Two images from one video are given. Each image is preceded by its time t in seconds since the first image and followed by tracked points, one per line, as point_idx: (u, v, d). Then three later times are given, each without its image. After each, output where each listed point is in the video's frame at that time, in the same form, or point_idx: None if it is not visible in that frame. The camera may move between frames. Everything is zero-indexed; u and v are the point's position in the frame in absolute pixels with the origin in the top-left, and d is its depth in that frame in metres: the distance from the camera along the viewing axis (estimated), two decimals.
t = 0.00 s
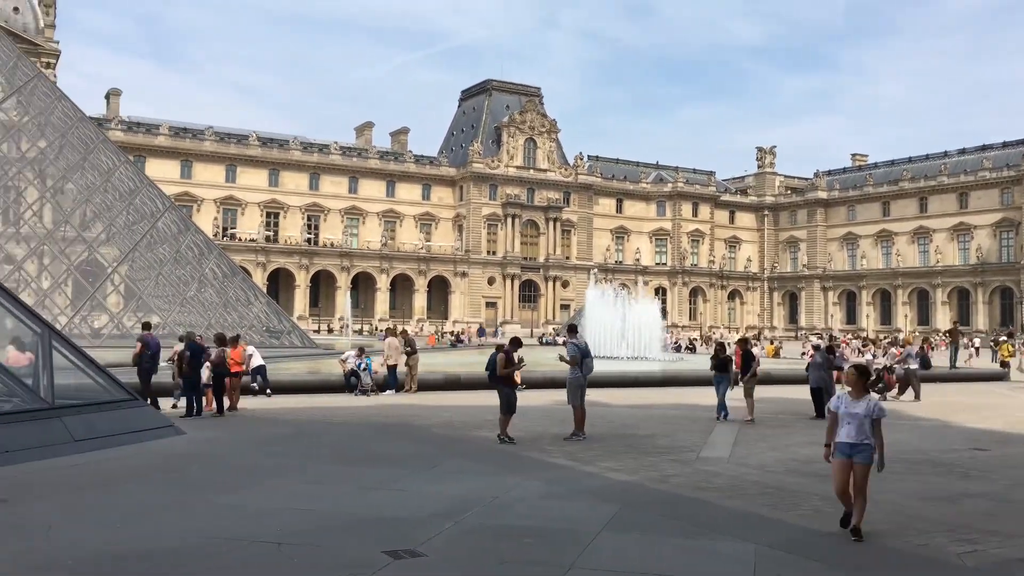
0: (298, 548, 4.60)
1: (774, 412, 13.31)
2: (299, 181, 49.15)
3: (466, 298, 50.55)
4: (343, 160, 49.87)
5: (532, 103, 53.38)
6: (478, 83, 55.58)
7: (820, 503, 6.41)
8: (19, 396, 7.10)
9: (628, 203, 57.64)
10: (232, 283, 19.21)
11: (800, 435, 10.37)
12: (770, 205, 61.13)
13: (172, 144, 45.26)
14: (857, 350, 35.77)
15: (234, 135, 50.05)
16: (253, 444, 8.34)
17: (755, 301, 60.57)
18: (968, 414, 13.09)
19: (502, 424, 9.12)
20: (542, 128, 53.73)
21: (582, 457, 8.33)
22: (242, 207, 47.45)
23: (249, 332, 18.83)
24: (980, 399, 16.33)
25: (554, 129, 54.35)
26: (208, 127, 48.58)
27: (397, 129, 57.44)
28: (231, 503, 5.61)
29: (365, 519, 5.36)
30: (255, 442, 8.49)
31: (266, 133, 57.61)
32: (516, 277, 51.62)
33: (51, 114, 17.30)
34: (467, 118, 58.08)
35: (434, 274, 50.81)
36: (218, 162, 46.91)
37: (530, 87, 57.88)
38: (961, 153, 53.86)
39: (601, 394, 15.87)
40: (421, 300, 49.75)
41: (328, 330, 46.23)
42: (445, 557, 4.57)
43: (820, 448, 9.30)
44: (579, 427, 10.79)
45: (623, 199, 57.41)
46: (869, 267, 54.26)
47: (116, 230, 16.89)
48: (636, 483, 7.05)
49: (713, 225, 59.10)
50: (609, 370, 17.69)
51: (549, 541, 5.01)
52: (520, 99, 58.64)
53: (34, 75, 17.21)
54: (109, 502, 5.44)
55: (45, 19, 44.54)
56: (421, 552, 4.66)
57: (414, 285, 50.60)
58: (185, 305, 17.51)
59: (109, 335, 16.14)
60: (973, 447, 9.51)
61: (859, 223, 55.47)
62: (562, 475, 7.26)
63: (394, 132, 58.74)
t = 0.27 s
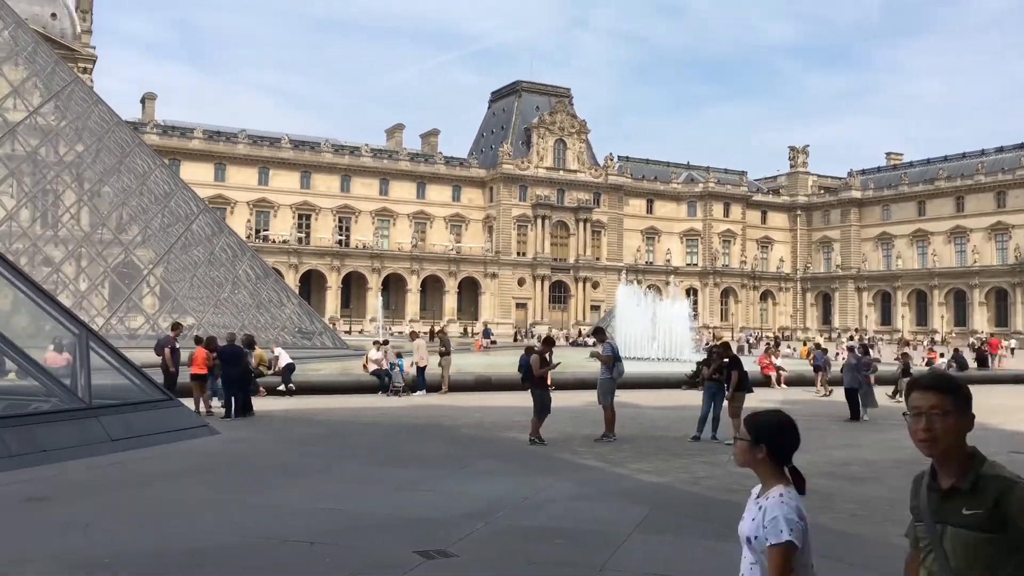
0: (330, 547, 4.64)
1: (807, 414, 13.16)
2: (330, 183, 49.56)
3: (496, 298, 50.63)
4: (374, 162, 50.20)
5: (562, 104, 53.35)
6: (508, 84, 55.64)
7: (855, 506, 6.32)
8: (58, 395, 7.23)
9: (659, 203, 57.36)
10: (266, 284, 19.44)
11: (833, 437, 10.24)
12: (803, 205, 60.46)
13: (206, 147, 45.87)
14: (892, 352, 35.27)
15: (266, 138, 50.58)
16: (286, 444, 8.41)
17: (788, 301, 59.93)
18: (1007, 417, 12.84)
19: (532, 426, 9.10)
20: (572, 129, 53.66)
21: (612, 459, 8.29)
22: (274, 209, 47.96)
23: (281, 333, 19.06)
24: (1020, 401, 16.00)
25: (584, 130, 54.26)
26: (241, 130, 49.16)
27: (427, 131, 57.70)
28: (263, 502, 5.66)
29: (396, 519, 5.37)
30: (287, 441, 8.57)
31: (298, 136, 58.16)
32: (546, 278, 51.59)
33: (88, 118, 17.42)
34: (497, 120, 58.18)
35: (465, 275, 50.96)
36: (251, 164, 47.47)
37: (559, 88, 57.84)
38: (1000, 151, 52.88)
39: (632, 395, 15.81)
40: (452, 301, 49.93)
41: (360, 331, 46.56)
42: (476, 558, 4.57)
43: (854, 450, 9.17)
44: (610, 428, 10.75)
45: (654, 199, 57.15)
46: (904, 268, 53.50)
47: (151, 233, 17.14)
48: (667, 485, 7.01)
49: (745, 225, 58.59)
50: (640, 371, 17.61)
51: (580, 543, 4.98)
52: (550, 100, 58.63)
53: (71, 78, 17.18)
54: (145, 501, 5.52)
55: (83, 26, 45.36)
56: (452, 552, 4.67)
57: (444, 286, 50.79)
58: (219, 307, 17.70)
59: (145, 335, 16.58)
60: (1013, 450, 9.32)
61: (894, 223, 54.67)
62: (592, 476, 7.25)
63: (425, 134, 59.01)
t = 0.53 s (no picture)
0: (360, 547, 4.66)
1: (841, 415, 13.00)
2: (361, 184, 49.89)
3: (526, 299, 50.62)
4: (404, 163, 50.44)
5: (592, 104, 53.23)
6: (537, 85, 55.62)
7: (891, 509, 6.22)
8: (95, 395, 7.34)
9: (690, 203, 56.99)
10: (297, 285, 19.62)
11: (868, 439, 10.09)
12: (836, 204, 59.71)
13: (238, 150, 46.40)
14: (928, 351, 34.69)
15: (298, 140, 51.05)
16: (316, 442, 8.47)
17: (821, 302, 59.21)
18: None
19: (563, 427, 9.10)
20: (601, 129, 53.50)
21: (643, 460, 8.23)
22: (306, 210, 48.37)
23: (312, 333, 19.23)
24: None
25: (613, 130, 54.08)
26: (273, 132, 49.67)
27: (457, 132, 57.86)
28: (294, 502, 5.71)
29: (426, 519, 5.40)
30: (318, 440, 8.63)
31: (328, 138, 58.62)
32: (576, 278, 51.47)
33: (123, 122, 17.83)
34: (527, 120, 58.18)
35: (495, 276, 51.03)
36: (283, 166, 47.93)
37: (589, 88, 57.69)
38: None
39: (662, 396, 15.73)
40: (482, 301, 50.03)
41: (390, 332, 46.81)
42: (504, 559, 4.57)
43: (889, 452, 9.04)
44: (640, 428, 10.69)
45: (684, 199, 56.80)
46: (940, 267, 52.68)
47: (185, 234, 17.34)
48: (698, 486, 6.96)
49: (777, 225, 57.99)
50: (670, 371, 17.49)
51: (610, 544, 4.96)
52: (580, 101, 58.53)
53: (108, 84, 17.82)
54: (179, 500, 5.59)
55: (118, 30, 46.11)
56: (482, 552, 4.68)
57: (474, 286, 50.88)
58: (252, 306, 17.97)
59: (180, 336, 16.65)
60: None
61: (930, 222, 53.84)
62: (621, 477, 7.21)
63: (455, 135, 59.16)
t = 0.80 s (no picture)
0: (392, 546, 4.69)
1: (874, 417, 12.82)
2: (391, 186, 50.16)
3: (555, 300, 50.58)
4: (433, 164, 50.65)
5: (621, 105, 53.08)
6: (566, 85, 55.57)
7: (925, 513, 6.12)
8: (130, 395, 7.44)
9: (720, 204, 56.56)
10: (328, 286, 19.78)
11: (902, 442, 9.95)
12: (870, 204, 58.97)
13: (269, 152, 46.87)
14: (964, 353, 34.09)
15: (328, 142, 51.47)
16: (348, 442, 8.55)
17: (854, 303, 58.45)
18: None
19: (592, 427, 9.06)
20: (631, 129, 53.31)
21: (672, 462, 8.18)
22: (336, 212, 48.73)
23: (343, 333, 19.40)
24: None
25: (643, 130, 53.85)
26: (304, 135, 50.10)
27: (486, 133, 58.00)
28: (324, 502, 5.75)
29: (455, 519, 5.42)
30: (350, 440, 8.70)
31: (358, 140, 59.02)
32: (605, 279, 51.33)
33: (157, 125, 18.02)
34: (555, 121, 58.15)
35: (524, 277, 51.04)
36: (314, 168, 48.35)
37: (618, 88, 57.54)
38: None
39: (692, 397, 15.64)
40: (510, 302, 50.06)
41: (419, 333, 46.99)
42: (533, 560, 4.57)
43: (925, 455, 8.91)
44: (670, 430, 10.65)
45: (715, 199, 56.41)
46: (977, 268, 51.79)
47: (218, 236, 17.45)
48: (729, 488, 6.91)
49: (809, 226, 57.38)
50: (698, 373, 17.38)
51: (639, 545, 4.95)
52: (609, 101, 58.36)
53: (142, 87, 17.98)
54: (212, 498, 5.66)
55: (152, 35, 46.83)
56: (511, 553, 4.69)
57: (503, 287, 50.92)
58: (283, 307, 18.29)
59: (212, 336, 17.03)
60: None
61: (966, 222, 52.95)
62: (651, 479, 7.18)
63: (484, 136, 59.32)
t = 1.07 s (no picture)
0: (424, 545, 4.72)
1: (909, 419, 12.64)
2: (421, 187, 50.40)
3: (585, 300, 50.46)
4: (463, 165, 50.83)
5: (651, 104, 52.86)
6: (596, 85, 55.46)
7: (962, 516, 6.02)
8: (164, 394, 7.56)
9: (752, 203, 56.06)
10: (358, 287, 19.90)
11: (939, 444, 9.80)
12: (904, 203, 58.14)
13: (301, 154, 47.31)
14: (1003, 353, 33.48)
15: (359, 144, 51.84)
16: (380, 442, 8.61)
17: (888, 303, 57.62)
18: None
19: (618, 428, 9.08)
20: (661, 129, 53.06)
21: (702, 463, 8.12)
22: (367, 213, 49.06)
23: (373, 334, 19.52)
24: None
25: (673, 129, 53.56)
26: (334, 136, 50.50)
27: (515, 134, 58.08)
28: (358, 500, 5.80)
29: (486, 519, 5.43)
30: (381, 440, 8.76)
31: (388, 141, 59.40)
32: (635, 279, 51.13)
33: (191, 129, 18.20)
34: (585, 121, 58.04)
35: (553, 277, 51.00)
36: (344, 169, 48.72)
37: (648, 88, 57.31)
38: None
39: (724, 398, 15.53)
40: (540, 303, 50.04)
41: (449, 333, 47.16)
42: (566, 561, 4.57)
43: (962, 458, 8.77)
44: (702, 432, 10.58)
45: (746, 199, 55.93)
46: (1015, 267, 50.85)
47: (251, 237, 17.61)
48: (761, 490, 6.86)
49: (842, 225, 56.69)
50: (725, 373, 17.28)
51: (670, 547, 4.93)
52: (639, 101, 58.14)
53: (177, 91, 18.37)
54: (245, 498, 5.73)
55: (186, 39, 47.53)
56: (543, 553, 4.70)
57: (532, 288, 50.90)
58: (315, 308, 18.38)
59: (244, 336, 17.02)
60: None
61: (1003, 220, 52.03)
62: (683, 480, 7.14)
63: (513, 137, 59.40)
